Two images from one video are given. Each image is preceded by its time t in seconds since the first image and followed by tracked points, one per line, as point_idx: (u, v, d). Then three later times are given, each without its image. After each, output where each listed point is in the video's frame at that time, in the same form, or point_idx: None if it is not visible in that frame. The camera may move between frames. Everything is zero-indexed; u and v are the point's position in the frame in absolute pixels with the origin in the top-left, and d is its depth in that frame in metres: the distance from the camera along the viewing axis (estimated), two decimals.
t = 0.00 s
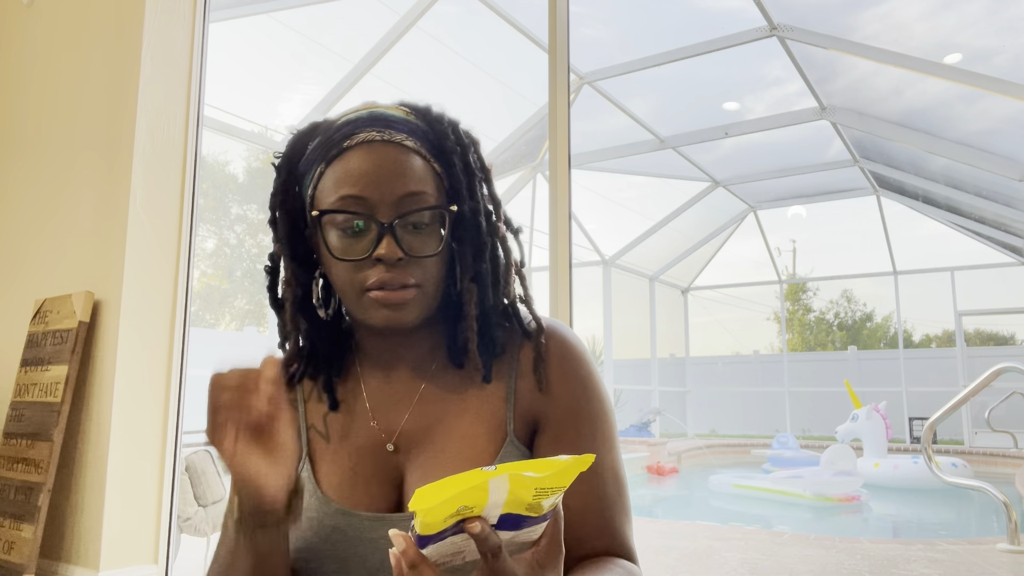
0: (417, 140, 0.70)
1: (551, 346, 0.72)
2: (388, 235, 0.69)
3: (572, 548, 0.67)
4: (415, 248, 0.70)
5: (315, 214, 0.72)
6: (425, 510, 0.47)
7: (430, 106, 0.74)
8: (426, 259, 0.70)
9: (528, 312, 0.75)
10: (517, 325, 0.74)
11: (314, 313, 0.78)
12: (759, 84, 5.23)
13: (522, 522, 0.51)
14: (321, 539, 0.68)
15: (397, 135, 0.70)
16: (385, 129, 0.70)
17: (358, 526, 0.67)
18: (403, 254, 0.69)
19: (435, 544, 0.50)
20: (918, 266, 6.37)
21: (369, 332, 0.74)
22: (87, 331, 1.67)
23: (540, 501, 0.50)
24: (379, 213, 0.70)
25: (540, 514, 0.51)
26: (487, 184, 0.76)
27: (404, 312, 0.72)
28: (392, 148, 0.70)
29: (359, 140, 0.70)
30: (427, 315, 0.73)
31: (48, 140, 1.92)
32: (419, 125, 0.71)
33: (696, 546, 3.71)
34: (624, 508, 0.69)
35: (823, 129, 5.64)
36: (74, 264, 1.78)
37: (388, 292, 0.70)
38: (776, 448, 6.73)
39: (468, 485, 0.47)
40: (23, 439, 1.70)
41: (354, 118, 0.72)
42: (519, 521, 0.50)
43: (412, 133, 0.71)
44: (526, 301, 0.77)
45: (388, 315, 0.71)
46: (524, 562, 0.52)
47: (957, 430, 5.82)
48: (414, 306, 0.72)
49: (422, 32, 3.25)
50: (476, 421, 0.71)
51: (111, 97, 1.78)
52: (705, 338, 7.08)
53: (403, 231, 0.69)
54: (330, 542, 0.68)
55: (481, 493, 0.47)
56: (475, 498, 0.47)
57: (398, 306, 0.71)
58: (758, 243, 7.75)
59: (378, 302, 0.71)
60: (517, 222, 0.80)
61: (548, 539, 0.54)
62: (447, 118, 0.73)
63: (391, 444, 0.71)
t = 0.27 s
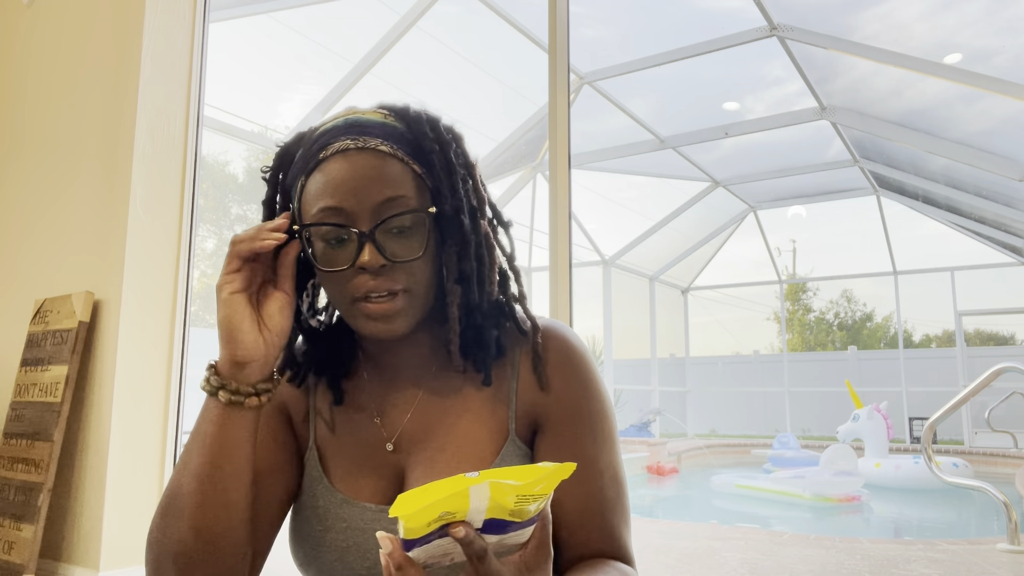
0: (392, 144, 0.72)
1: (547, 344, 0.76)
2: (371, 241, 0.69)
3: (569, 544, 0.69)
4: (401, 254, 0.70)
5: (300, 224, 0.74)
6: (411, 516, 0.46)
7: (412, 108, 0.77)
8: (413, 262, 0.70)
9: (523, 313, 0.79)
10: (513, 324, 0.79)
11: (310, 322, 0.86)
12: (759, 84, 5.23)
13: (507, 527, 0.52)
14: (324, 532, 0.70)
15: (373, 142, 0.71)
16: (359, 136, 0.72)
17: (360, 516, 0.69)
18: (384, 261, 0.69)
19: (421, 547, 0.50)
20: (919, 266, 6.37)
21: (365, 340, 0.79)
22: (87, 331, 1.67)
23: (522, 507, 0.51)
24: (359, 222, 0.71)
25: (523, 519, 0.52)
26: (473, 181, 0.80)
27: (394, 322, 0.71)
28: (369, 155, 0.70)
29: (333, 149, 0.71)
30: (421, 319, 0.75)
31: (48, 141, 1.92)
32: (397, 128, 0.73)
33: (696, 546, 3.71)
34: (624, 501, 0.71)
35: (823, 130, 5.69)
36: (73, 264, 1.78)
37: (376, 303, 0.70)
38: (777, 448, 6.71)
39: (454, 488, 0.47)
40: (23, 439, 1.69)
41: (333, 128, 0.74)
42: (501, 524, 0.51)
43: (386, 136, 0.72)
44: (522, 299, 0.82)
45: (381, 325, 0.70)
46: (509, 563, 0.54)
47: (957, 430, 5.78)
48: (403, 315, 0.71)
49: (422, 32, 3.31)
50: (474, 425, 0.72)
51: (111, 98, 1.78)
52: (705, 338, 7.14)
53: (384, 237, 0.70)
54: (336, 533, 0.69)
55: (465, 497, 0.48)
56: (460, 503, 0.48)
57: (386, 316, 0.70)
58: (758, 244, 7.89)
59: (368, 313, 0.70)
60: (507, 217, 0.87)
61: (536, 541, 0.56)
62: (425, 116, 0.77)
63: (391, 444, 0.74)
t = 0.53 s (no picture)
0: (389, 144, 0.72)
1: (548, 343, 0.76)
2: (369, 241, 0.70)
3: (573, 544, 0.69)
4: (402, 255, 0.70)
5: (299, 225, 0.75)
6: (397, 522, 0.48)
7: (406, 109, 0.78)
8: (413, 262, 0.71)
9: (524, 312, 0.80)
10: (514, 323, 0.79)
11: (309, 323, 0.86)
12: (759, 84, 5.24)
13: (499, 529, 0.53)
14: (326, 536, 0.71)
15: (369, 145, 0.71)
16: (354, 139, 0.72)
17: (363, 516, 0.70)
18: (383, 263, 0.69)
19: (412, 550, 0.52)
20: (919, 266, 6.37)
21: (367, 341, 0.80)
22: (87, 331, 1.67)
23: (510, 509, 0.52)
24: (358, 223, 0.71)
25: (513, 521, 0.53)
26: (471, 181, 0.81)
27: (394, 324, 0.70)
28: (365, 158, 0.71)
29: (331, 152, 0.71)
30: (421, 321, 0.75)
31: (48, 141, 1.92)
32: (393, 129, 0.74)
33: (696, 546, 3.71)
34: (626, 500, 0.70)
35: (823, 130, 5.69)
36: (72, 264, 1.78)
37: (375, 307, 0.69)
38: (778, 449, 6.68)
39: (440, 494, 0.49)
40: (23, 439, 1.69)
41: (329, 130, 0.74)
42: (492, 527, 0.52)
43: (383, 137, 0.72)
44: (522, 298, 0.82)
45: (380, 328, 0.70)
46: (504, 565, 0.55)
47: (957, 429, 5.77)
48: (403, 316, 0.71)
49: (422, 33, 3.33)
50: (476, 425, 0.72)
51: (110, 97, 1.78)
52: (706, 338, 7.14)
53: (383, 238, 0.70)
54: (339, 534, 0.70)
55: (452, 501, 0.49)
56: (447, 506, 0.49)
57: (386, 318, 0.70)
58: (759, 244, 7.94)
59: (367, 315, 0.70)
60: (506, 217, 0.87)
61: (529, 541, 0.56)
62: (421, 116, 0.77)
63: (393, 445, 0.74)
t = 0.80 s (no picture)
0: (392, 143, 0.72)
1: (547, 345, 0.76)
2: (369, 238, 0.69)
3: (573, 545, 0.69)
4: (404, 253, 0.70)
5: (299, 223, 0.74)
6: (393, 526, 0.49)
7: (408, 108, 0.78)
8: (413, 259, 0.70)
9: (523, 313, 0.80)
10: (513, 325, 0.79)
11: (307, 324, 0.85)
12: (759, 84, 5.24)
13: (495, 531, 0.53)
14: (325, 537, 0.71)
15: (371, 144, 0.71)
16: (356, 138, 0.71)
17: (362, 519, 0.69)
18: (384, 261, 0.69)
19: (410, 555, 0.52)
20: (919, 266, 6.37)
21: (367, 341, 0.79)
22: (87, 332, 1.67)
23: (507, 511, 0.52)
24: (359, 220, 0.71)
25: (510, 523, 0.54)
26: (471, 181, 0.81)
27: (391, 323, 0.70)
28: (368, 157, 0.71)
29: (332, 151, 0.71)
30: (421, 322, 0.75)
31: (48, 141, 1.92)
32: (395, 128, 0.74)
33: (696, 546, 3.71)
34: (625, 499, 0.70)
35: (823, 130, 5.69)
36: (72, 263, 1.78)
37: (372, 307, 0.69)
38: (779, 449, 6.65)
39: (435, 495, 0.49)
40: (23, 439, 1.69)
41: (330, 129, 0.74)
42: (489, 531, 0.53)
43: (386, 136, 0.72)
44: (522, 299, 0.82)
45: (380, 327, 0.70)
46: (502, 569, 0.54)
47: (957, 429, 5.80)
48: (399, 315, 0.70)
49: (422, 32, 3.33)
50: (476, 427, 0.73)
51: (110, 97, 1.78)
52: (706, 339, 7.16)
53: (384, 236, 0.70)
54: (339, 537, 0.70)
55: (448, 504, 0.50)
56: (442, 510, 0.50)
57: (383, 317, 0.69)
58: (759, 244, 7.94)
59: (365, 315, 0.70)
60: (507, 218, 0.87)
61: (527, 543, 0.55)
62: (423, 116, 0.77)
63: (392, 447, 0.74)
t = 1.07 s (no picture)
0: (409, 142, 0.71)
1: (548, 346, 0.76)
2: (387, 235, 0.69)
3: (571, 545, 0.69)
4: (417, 251, 0.69)
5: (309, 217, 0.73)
6: (405, 518, 0.48)
7: (424, 110, 0.77)
8: (425, 257, 0.70)
9: (526, 315, 0.80)
10: (516, 326, 0.78)
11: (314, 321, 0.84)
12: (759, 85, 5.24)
13: (505, 526, 0.53)
14: (322, 538, 0.68)
15: (390, 139, 0.70)
16: (378, 133, 0.70)
17: (361, 520, 0.68)
18: (401, 258, 0.68)
19: (418, 549, 0.51)
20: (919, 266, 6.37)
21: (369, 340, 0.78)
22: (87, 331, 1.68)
23: (519, 506, 0.52)
24: (374, 213, 0.69)
25: (521, 519, 0.54)
26: (481, 185, 0.80)
27: (405, 322, 0.70)
28: (387, 153, 0.69)
29: (351, 146, 0.69)
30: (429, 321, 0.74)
31: (48, 141, 1.92)
32: (413, 129, 0.73)
33: (696, 546, 3.71)
34: (623, 500, 0.70)
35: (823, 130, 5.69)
36: (72, 262, 1.79)
37: (386, 303, 0.69)
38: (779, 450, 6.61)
39: (450, 488, 0.49)
40: (23, 439, 1.70)
41: (346, 123, 0.73)
42: (499, 526, 0.53)
43: (405, 134, 0.72)
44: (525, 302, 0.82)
45: (390, 324, 0.69)
46: (509, 564, 0.55)
47: (957, 429, 5.83)
48: (414, 312, 0.70)
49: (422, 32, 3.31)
50: (476, 427, 0.73)
51: (110, 96, 1.78)
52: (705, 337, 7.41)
53: (401, 234, 0.69)
54: (336, 539, 0.67)
55: (461, 498, 0.50)
56: (455, 503, 0.50)
57: (398, 314, 0.69)
58: (758, 244, 7.82)
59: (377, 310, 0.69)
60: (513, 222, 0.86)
61: (534, 540, 0.56)
62: (439, 121, 0.77)
63: (393, 447, 0.74)
